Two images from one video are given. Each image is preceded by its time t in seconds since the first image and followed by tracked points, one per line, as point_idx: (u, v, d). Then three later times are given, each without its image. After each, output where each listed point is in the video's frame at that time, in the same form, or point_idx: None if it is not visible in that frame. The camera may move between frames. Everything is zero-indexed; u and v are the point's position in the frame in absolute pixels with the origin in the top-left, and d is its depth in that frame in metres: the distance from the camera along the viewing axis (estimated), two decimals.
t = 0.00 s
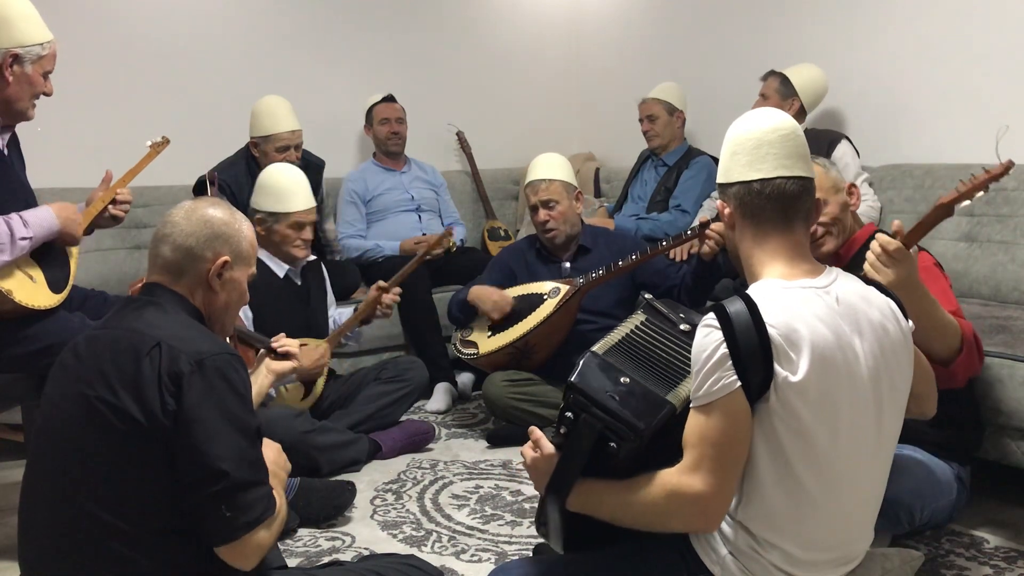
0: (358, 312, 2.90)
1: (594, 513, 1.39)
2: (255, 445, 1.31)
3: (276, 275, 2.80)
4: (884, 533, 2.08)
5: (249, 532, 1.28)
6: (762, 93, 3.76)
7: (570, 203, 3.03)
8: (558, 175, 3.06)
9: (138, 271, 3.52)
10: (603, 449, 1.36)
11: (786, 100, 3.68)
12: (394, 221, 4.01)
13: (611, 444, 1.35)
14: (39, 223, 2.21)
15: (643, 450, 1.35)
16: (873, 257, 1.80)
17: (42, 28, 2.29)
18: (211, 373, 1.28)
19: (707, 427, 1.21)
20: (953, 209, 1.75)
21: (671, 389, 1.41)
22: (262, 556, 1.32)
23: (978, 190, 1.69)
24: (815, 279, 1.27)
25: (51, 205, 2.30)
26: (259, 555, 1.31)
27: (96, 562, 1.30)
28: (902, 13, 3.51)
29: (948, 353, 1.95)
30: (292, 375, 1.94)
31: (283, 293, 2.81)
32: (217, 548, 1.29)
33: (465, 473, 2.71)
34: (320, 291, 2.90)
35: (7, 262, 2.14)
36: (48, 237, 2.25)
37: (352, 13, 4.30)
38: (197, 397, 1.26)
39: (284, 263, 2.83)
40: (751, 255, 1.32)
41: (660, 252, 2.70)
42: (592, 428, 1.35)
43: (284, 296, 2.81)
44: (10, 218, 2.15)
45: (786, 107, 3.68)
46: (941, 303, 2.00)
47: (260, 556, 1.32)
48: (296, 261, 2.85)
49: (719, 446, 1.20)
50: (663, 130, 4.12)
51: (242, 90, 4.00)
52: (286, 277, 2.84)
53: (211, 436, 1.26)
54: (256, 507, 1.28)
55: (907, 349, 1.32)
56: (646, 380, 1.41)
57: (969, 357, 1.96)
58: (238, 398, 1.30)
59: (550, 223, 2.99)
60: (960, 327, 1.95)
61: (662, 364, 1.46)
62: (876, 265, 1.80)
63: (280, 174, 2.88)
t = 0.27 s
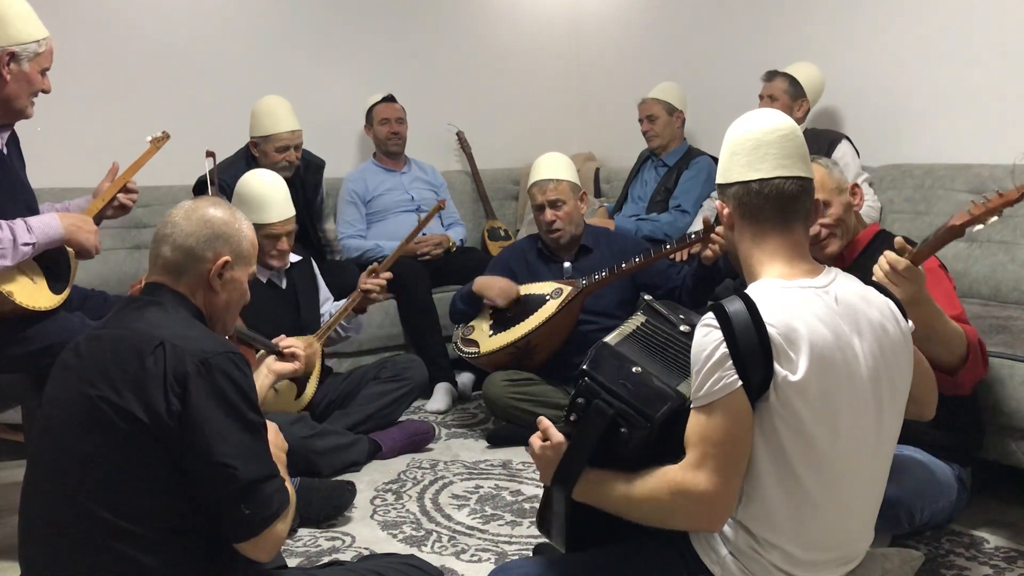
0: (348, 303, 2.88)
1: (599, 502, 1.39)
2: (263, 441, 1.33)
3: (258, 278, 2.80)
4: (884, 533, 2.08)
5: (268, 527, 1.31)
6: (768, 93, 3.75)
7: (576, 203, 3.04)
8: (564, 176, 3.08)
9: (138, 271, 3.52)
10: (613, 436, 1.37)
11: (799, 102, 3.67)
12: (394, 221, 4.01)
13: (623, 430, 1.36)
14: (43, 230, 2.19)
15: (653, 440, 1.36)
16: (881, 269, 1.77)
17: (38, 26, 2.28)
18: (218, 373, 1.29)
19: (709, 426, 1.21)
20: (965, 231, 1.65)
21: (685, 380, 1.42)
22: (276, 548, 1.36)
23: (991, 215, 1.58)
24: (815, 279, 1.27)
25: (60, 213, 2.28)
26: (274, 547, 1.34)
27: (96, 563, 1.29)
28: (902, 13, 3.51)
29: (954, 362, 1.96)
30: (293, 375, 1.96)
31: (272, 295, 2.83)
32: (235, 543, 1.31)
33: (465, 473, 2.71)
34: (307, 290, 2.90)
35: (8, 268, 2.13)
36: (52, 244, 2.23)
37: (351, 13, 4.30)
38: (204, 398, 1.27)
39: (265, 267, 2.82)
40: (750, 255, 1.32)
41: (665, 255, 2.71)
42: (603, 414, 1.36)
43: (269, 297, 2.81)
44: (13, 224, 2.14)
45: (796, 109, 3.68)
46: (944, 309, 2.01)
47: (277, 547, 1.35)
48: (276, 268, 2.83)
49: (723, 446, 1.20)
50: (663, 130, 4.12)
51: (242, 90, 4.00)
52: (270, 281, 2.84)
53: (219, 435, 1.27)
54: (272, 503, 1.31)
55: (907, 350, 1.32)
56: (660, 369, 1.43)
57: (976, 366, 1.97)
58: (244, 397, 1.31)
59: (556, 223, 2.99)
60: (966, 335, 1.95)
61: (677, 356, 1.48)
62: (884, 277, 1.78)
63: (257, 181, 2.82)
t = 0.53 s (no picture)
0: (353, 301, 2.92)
1: (602, 492, 1.39)
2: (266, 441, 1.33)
3: (258, 279, 2.80)
4: (884, 533, 2.08)
5: (272, 526, 1.31)
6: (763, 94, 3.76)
7: (576, 205, 3.04)
8: (563, 177, 3.07)
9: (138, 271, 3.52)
10: (624, 422, 1.38)
11: (795, 101, 3.68)
12: (394, 221, 4.01)
13: (633, 415, 1.37)
14: (40, 226, 2.20)
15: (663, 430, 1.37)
16: (874, 257, 1.77)
17: (37, 25, 2.28)
18: (220, 373, 1.29)
19: (712, 426, 1.21)
20: (955, 210, 1.71)
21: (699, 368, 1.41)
22: (278, 546, 1.36)
23: (982, 190, 1.64)
24: (814, 279, 1.27)
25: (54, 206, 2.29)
26: (276, 545, 1.35)
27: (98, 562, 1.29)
28: (901, 13, 3.51)
29: (952, 354, 1.96)
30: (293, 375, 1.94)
31: (271, 297, 2.82)
32: (240, 541, 1.32)
33: (465, 472, 2.71)
34: (306, 291, 2.89)
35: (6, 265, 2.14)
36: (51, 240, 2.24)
37: (351, 13, 4.30)
38: (206, 399, 1.27)
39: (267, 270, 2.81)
40: (749, 255, 1.32)
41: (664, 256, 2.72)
42: (614, 401, 1.37)
43: (267, 298, 2.81)
44: (11, 220, 2.16)
45: (793, 108, 3.68)
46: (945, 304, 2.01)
47: (280, 544, 1.36)
48: (274, 272, 2.82)
49: (727, 446, 1.20)
50: (663, 130, 4.12)
51: (242, 90, 4.00)
52: (270, 284, 2.83)
53: (222, 435, 1.27)
54: (276, 503, 1.31)
55: (907, 349, 1.32)
56: (673, 354, 1.42)
57: (973, 358, 1.97)
58: (246, 398, 1.31)
59: (555, 225, 2.99)
60: (964, 327, 1.96)
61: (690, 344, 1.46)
62: (878, 265, 1.77)
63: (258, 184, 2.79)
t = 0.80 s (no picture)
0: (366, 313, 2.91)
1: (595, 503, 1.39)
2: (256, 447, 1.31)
3: (272, 279, 2.80)
4: (884, 533, 2.07)
5: (247, 531, 1.27)
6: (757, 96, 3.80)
7: (572, 206, 3.04)
8: (560, 178, 3.07)
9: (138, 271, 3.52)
10: (616, 430, 1.38)
11: (781, 100, 3.69)
12: (394, 221, 4.01)
13: (626, 426, 1.36)
14: (43, 247, 2.17)
15: (656, 437, 1.36)
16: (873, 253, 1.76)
17: (33, 23, 2.28)
18: (213, 373, 1.28)
19: (709, 426, 1.20)
20: (951, 200, 1.74)
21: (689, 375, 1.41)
22: (257, 558, 1.31)
23: (977, 180, 1.66)
24: (815, 279, 1.27)
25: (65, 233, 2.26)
26: (254, 557, 1.31)
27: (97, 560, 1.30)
28: (901, 13, 3.52)
29: (950, 347, 1.96)
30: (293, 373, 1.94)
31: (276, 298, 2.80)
32: (210, 547, 1.28)
33: (465, 473, 2.71)
34: (316, 295, 2.89)
35: None
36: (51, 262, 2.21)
37: (351, 13, 4.30)
38: (197, 398, 1.26)
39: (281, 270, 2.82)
40: (749, 256, 1.32)
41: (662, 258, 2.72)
42: (606, 411, 1.37)
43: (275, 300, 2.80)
44: (13, 236, 2.13)
45: (783, 106, 3.69)
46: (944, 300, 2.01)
47: (255, 557, 1.31)
48: (290, 272, 2.83)
49: (721, 443, 1.20)
50: (663, 130, 4.12)
51: (241, 90, 4.01)
52: (282, 284, 2.83)
53: (210, 437, 1.25)
54: (255, 508, 1.28)
55: (909, 348, 1.31)
56: (664, 365, 1.42)
57: (971, 352, 1.98)
58: (240, 400, 1.29)
59: (551, 226, 3.00)
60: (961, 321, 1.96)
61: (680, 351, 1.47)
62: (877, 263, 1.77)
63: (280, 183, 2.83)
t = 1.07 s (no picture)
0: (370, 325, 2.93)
1: (591, 513, 1.40)
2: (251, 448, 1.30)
3: (291, 276, 2.78)
4: (884, 533, 2.07)
5: (231, 531, 1.26)
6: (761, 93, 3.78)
7: (573, 205, 3.03)
8: (561, 177, 3.05)
9: (138, 271, 3.52)
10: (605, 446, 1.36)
11: (787, 100, 3.68)
12: (394, 221, 4.01)
13: (614, 441, 1.35)
14: (32, 247, 2.16)
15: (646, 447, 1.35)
16: (867, 245, 1.77)
17: (24, 22, 2.27)
18: (208, 373, 1.28)
19: (707, 425, 1.20)
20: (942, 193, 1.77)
21: (677, 386, 1.38)
22: (249, 559, 1.30)
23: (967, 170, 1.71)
24: (817, 279, 1.27)
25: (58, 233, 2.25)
26: (243, 559, 1.29)
27: (98, 559, 1.30)
28: (901, 13, 3.52)
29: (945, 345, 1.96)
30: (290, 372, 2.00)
31: (293, 296, 2.78)
32: (199, 547, 1.28)
33: (465, 473, 2.71)
34: (327, 299, 2.89)
35: None
36: (42, 262, 2.19)
37: (352, 13, 4.30)
38: (193, 397, 1.26)
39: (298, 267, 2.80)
40: (750, 256, 1.32)
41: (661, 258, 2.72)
42: (595, 424, 1.35)
43: (295, 299, 2.78)
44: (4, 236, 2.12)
45: (784, 106, 3.68)
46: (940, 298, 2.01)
47: (246, 559, 1.30)
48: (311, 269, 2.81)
49: (715, 441, 1.20)
50: (663, 130, 4.12)
51: (241, 89, 4.00)
52: (299, 282, 2.81)
53: (202, 435, 1.25)
54: (240, 507, 1.26)
55: (909, 347, 1.31)
56: (652, 374, 1.40)
57: (966, 350, 1.98)
58: (235, 400, 1.29)
59: (552, 225, 3.00)
60: (958, 321, 1.96)
61: (670, 360, 1.44)
62: (871, 255, 1.77)
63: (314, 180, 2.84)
